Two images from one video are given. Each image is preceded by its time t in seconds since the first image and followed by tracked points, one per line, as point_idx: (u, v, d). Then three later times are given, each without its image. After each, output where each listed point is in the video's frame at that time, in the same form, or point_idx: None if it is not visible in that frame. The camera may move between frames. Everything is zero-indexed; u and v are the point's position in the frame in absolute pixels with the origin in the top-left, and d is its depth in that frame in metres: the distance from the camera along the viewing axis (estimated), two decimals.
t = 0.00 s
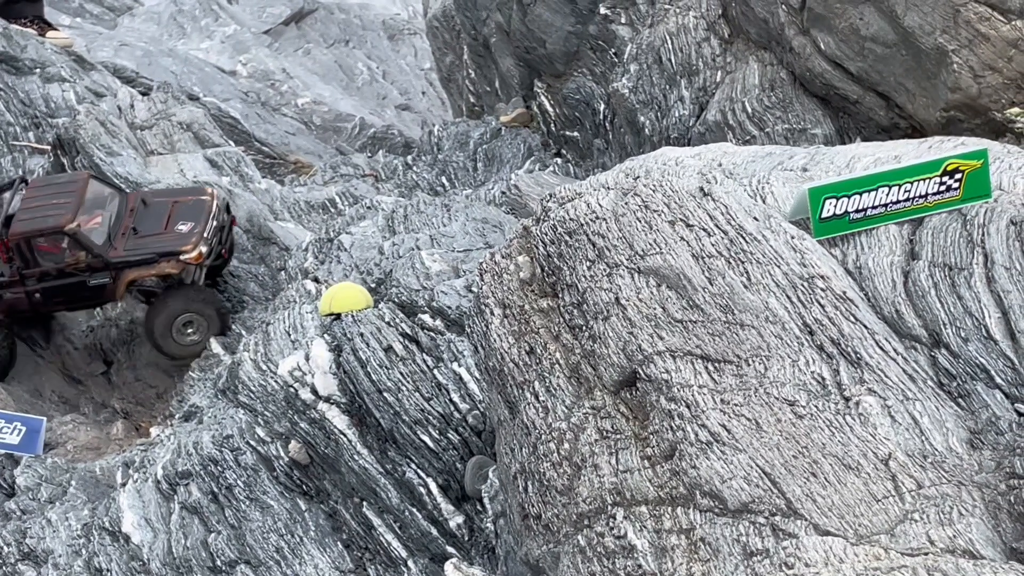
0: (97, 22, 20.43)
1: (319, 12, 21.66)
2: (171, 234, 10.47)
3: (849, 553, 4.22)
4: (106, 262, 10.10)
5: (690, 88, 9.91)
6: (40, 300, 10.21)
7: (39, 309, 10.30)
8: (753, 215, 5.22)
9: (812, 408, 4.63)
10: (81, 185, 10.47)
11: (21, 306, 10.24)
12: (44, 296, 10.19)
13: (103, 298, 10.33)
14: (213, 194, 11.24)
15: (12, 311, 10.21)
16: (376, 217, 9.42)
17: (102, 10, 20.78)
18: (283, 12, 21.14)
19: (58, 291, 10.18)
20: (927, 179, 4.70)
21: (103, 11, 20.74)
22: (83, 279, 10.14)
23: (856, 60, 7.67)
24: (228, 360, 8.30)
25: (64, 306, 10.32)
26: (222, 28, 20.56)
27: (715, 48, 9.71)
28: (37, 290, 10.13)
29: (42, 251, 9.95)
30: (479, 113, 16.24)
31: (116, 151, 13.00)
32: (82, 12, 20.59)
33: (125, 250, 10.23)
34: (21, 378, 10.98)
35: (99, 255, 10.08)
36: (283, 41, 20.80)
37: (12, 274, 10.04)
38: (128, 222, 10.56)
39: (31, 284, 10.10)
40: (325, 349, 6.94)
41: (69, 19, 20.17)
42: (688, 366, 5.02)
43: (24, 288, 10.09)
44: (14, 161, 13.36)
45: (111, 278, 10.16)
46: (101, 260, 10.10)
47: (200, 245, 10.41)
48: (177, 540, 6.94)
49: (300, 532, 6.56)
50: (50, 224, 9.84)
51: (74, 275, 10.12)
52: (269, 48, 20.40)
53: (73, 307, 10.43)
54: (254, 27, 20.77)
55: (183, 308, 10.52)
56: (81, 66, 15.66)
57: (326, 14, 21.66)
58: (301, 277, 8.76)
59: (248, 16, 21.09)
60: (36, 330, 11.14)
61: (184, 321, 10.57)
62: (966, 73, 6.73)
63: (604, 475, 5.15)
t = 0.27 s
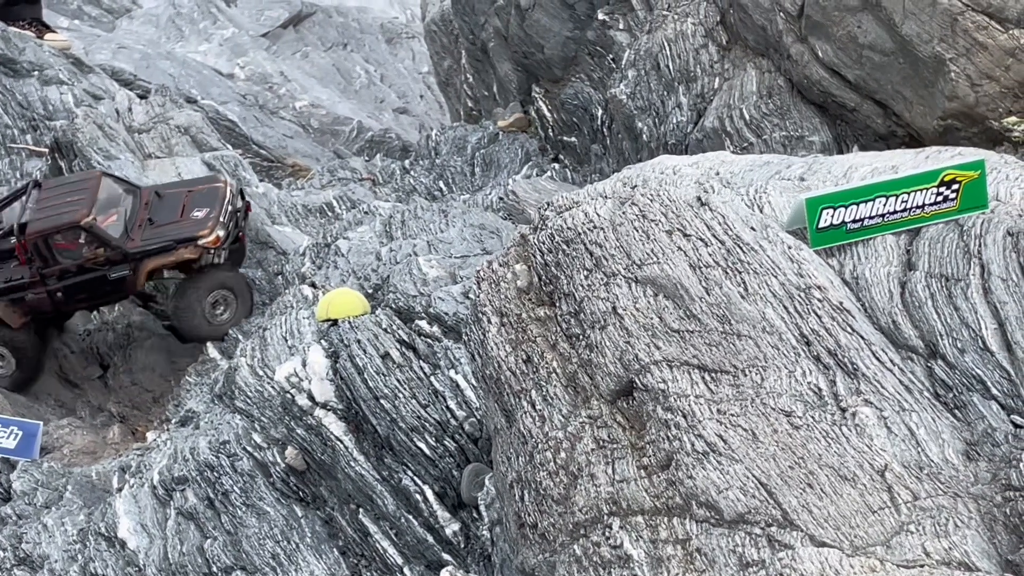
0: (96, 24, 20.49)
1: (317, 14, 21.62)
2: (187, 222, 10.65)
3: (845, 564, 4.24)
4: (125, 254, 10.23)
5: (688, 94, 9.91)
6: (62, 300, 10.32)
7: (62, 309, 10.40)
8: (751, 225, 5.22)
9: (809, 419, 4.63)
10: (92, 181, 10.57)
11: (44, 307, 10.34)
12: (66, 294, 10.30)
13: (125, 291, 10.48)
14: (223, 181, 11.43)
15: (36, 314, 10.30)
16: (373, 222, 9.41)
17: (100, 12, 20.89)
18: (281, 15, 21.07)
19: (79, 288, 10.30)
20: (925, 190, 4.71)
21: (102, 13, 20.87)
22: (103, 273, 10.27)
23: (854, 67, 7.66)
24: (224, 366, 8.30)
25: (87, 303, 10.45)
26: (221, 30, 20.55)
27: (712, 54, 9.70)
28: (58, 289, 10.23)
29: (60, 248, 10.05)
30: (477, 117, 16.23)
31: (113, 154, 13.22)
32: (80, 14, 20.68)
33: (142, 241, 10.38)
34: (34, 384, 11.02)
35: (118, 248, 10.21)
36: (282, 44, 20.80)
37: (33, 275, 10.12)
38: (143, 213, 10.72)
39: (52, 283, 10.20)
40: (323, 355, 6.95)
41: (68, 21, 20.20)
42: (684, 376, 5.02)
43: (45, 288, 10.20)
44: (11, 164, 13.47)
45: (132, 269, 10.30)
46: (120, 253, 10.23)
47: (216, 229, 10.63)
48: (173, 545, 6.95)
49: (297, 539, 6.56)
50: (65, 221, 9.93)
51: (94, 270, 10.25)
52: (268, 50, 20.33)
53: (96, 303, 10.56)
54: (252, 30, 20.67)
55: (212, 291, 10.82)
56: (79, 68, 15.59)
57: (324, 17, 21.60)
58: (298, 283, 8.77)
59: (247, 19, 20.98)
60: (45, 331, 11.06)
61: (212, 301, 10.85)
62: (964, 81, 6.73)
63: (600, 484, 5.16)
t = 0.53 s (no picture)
0: (93, 27, 20.48)
1: (315, 18, 21.64)
2: (205, 209, 10.64)
3: (840, 572, 4.25)
4: (149, 251, 10.26)
5: (685, 100, 9.91)
6: (94, 305, 10.41)
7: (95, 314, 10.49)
8: (747, 232, 5.21)
9: (804, 427, 4.62)
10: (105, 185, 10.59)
11: (78, 315, 10.44)
12: (97, 299, 10.38)
13: (154, 287, 10.54)
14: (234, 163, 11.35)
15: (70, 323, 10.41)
16: (370, 226, 9.40)
17: (97, 15, 20.86)
18: (279, 19, 20.99)
19: (110, 290, 10.38)
20: (921, 198, 4.71)
21: (99, 16, 20.82)
22: (131, 272, 10.34)
23: (850, 74, 7.66)
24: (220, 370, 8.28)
25: (119, 305, 10.53)
26: (218, 33, 20.51)
27: (710, 59, 9.70)
28: (88, 295, 10.32)
29: (85, 254, 10.15)
30: (474, 121, 16.24)
31: (110, 157, 13.33)
32: (77, 16, 20.63)
33: (162, 234, 10.40)
34: (74, 398, 11.03)
35: (141, 246, 10.25)
36: (279, 47, 20.72)
37: (63, 285, 10.25)
38: (160, 207, 10.69)
39: (81, 290, 10.31)
40: (319, 359, 6.93)
41: (65, 23, 20.17)
42: (680, 383, 5.02)
43: (76, 295, 10.30)
44: (8, 166, 13.50)
45: (158, 264, 10.33)
46: (143, 250, 10.28)
47: (234, 212, 10.63)
48: (168, 550, 6.94)
49: (291, 544, 6.59)
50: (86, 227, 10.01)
51: (120, 271, 10.32)
52: (265, 53, 20.29)
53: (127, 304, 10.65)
54: (250, 33, 20.63)
55: (254, 268, 10.78)
56: (76, 71, 15.60)
57: (321, 20, 21.60)
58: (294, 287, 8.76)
59: (244, 22, 21.01)
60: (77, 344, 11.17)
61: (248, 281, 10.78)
62: (960, 88, 6.74)
63: (595, 491, 5.15)
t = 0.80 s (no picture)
0: (90, 30, 20.48)
1: (312, 22, 21.66)
2: (207, 208, 10.64)
3: None
4: (159, 257, 10.22)
5: (683, 105, 9.93)
6: (109, 317, 10.38)
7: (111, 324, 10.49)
8: (744, 237, 5.22)
9: (801, 433, 4.62)
10: (102, 194, 10.36)
11: (95, 328, 10.39)
12: (112, 310, 10.36)
13: (166, 291, 10.59)
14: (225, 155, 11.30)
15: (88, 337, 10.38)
16: (367, 231, 9.39)
17: (95, 18, 20.89)
18: (276, 22, 21.12)
19: (124, 299, 10.34)
20: (918, 204, 4.70)
21: (96, 19, 20.84)
22: (143, 279, 10.32)
23: (848, 79, 7.67)
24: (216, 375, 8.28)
25: (134, 313, 10.53)
26: (215, 37, 20.52)
27: (707, 65, 9.72)
28: (104, 308, 10.27)
29: (94, 267, 10.02)
30: (471, 126, 16.25)
31: (106, 160, 13.32)
32: (74, 19, 20.58)
33: (169, 238, 10.35)
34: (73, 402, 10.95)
35: (150, 253, 10.18)
36: (276, 51, 20.76)
37: (77, 301, 10.14)
38: (160, 210, 10.59)
39: (96, 303, 10.24)
40: (315, 364, 6.93)
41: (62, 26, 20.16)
42: (677, 389, 5.01)
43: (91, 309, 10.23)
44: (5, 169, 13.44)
45: (169, 269, 10.33)
46: (153, 258, 10.22)
47: (237, 208, 10.66)
48: (164, 554, 6.93)
49: (287, 549, 6.56)
50: (92, 242, 9.85)
51: (133, 281, 10.29)
52: (262, 57, 20.29)
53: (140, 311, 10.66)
54: (247, 36, 20.71)
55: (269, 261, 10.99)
56: (73, 74, 15.61)
57: (318, 25, 21.62)
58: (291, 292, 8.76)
59: (241, 26, 21.07)
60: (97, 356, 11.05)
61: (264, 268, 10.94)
62: (957, 94, 6.74)
63: (592, 496, 5.14)
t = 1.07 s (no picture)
0: (86, 33, 20.52)
1: (309, 25, 21.59)
2: (204, 199, 10.53)
3: None
4: (160, 253, 10.22)
5: (679, 109, 9.95)
6: (114, 315, 10.47)
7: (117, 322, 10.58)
8: (739, 241, 5.22)
9: (796, 437, 4.62)
10: (96, 194, 10.31)
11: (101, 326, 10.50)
12: (117, 308, 10.44)
13: (171, 284, 10.58)
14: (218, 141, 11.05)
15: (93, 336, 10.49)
16: (362, 234, 9.39)
17: (91, 22, 20.94)
18: (273, 26, 21.08)
19: (128, 296, 10.41)
20: (913, 208, 4.76)
21: (93, 23, 20.87)
22: (146, 276, 10.35)
23: (844, 83, 7.68)
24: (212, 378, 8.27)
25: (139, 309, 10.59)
26: (212, 41, 20.50)
27: (703, 69, 9.73)
28: (108, 307, 10.35)
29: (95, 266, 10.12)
30: (468, 130, 16.25)
31: (102, 164, 13.54)
32: (71, 23, 20.69)
33: (167, 232, 10.32)
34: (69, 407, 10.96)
35: (150, 250, 10.19)
36: (272, 54, 20.72)
37: (79, 302, 10.22)
38: (157, 205, 10.53)
39: (99, 303, 10.32)
40: (310, 368, 6.92)
41: (59, 30, 20.17)
42: (671, 394, 5.01)
43: (95, 310, 10.30)
44: None
45: (172, 263, 10.34)
46: (153, 253, 10.24)
47: (235, 196, 10.53)
48: (158, 558, 6.93)
49: (282, 553, 6.54)
50: (90, 245, 9.85)
51: (136, 278, 10.34)
52: (259, 61, 20.32)
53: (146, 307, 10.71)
54: (244, 40, 20.71)
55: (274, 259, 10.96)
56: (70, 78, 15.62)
57: (315, 28, 21.58)
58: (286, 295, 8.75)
59: (238, 29, 21.08)
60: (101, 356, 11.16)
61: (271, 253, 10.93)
62: (954, 98, 6.75)
63: (586, 500, 5.13)
